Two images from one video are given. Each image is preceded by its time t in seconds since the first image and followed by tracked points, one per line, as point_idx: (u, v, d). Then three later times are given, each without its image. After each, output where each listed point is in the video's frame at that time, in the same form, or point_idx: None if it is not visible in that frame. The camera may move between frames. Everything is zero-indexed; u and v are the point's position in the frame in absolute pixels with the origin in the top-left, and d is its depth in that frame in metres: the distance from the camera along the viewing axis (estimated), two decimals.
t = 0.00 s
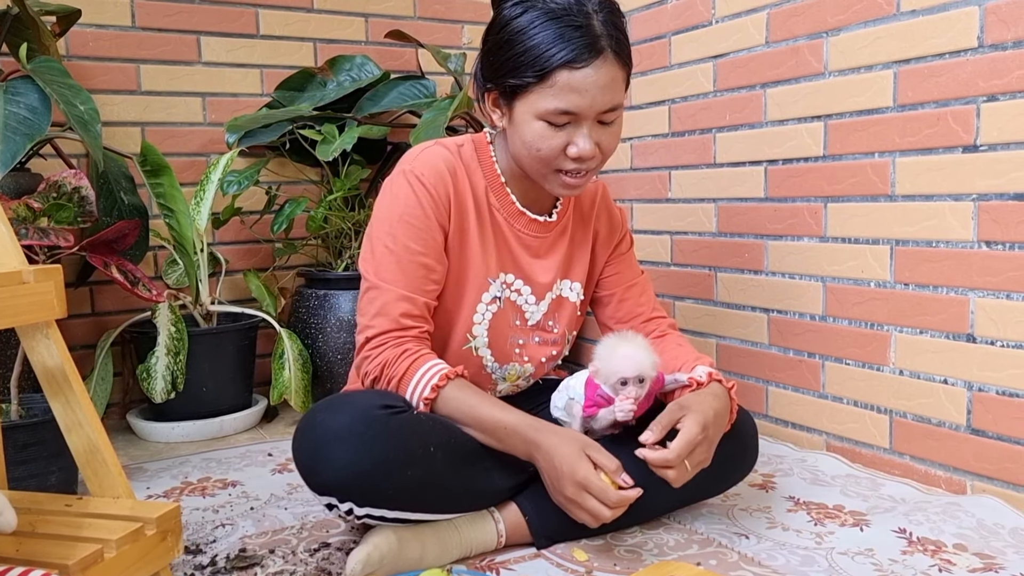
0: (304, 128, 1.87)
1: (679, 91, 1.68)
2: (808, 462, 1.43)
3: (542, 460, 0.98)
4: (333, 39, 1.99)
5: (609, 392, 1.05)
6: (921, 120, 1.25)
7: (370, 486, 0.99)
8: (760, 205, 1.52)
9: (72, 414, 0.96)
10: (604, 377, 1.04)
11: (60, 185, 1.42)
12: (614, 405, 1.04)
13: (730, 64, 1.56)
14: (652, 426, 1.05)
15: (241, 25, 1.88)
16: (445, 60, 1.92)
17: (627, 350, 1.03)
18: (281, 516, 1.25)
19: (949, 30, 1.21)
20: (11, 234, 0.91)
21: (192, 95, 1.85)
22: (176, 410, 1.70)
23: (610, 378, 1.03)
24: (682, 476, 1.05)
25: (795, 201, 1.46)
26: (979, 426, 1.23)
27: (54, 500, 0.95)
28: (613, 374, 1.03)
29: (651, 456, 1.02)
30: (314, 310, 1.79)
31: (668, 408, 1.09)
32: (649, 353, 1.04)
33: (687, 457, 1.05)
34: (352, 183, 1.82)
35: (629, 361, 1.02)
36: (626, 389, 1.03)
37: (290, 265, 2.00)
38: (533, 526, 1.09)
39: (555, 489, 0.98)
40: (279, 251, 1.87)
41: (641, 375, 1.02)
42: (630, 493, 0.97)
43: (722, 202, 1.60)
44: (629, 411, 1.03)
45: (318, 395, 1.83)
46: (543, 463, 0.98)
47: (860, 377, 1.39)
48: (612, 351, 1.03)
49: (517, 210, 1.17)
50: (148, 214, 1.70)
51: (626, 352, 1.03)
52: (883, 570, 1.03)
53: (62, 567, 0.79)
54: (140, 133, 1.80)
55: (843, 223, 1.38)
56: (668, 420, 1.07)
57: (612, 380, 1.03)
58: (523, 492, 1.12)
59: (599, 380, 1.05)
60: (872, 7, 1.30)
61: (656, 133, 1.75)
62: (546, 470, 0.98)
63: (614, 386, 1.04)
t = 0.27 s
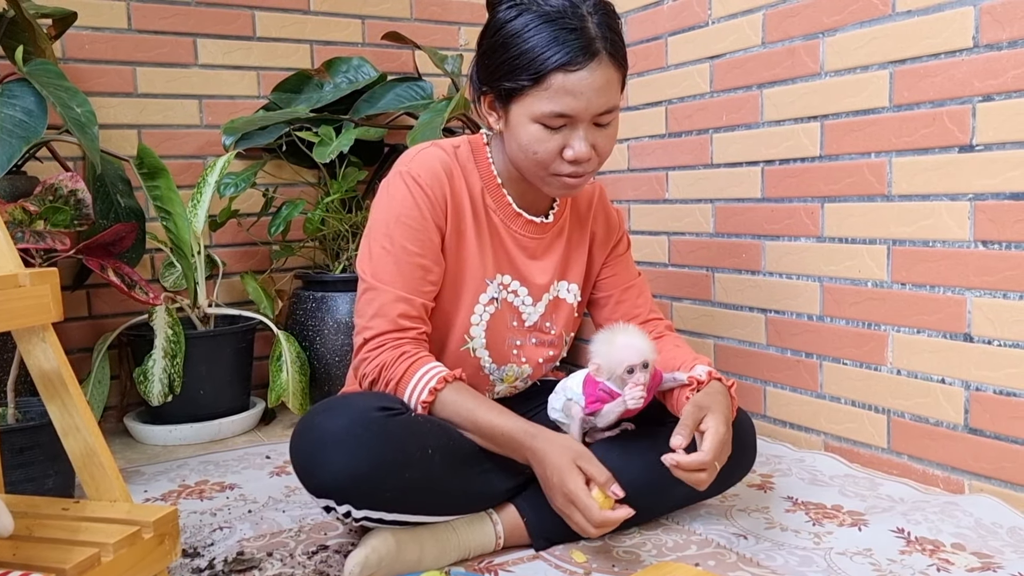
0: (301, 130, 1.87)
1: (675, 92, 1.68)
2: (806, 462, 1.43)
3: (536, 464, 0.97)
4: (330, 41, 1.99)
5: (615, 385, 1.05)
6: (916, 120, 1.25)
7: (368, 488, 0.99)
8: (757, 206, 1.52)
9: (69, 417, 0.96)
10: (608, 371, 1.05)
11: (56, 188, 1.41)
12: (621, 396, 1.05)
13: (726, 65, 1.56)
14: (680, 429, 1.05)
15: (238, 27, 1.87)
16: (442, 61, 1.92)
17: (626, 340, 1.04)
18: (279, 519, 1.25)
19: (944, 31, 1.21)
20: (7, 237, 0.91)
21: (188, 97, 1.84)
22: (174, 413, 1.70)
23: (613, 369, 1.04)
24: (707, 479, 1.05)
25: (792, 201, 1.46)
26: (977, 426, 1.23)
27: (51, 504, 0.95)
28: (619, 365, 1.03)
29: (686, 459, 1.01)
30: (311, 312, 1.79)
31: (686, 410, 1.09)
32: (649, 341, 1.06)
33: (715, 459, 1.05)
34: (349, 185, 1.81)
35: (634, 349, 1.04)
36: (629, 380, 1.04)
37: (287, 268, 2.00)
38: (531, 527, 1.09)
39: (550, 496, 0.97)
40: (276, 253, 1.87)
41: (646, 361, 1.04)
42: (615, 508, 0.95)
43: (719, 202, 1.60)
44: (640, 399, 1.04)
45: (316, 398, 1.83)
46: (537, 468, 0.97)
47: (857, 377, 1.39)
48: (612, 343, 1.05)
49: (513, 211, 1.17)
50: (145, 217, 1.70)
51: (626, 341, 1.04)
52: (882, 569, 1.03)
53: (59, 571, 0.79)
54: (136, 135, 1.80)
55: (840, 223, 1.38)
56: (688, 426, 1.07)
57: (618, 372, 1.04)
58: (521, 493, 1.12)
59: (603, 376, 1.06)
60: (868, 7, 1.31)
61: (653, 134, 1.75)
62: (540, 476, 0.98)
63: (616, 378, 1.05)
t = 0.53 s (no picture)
0: (295, 132, 1.87)
1: (670, 92, 1.68)
2: (802, 460, 1.43)
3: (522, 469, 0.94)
4: (323, 43, 1.99)
5: (609, 373, 1.07)
6: (910, 119, 1.26)
7: (363, 490, 0.99)
8: (752, 205, 1.52)
9: (64, 420, 0.96)
10: (600, 358, 1.08)
11: (50, 192, 1.41)
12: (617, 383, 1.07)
13: (720, 64, 1.56)
14: (679, 424, 1.08)
15: (231, 29, 1.87)
16: (436, 62, 1.92)
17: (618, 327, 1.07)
18: (276, 521, 1.24)
19: (937, 29, 1.21)
20: None
21: (182, 99, 1.84)
22: (169, 416, 1.69)
23: (605, 355, 1.07)
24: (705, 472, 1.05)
25: (787, 200, 1.46)
26: (972, 423, 1.23)
27: (46, 508, 0.94)
28: (609, 350, 1.06)
29: (686, 449, 1.02)
30: (307, 314, 1.79)
31: (683, 403, 1.12)
32: (638, 327, 1.09)
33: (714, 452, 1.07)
34: (343, 186, 1.81)
35: (623, 333, 1.07)
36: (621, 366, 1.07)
37: (282, 270, 1.99)
38: (528, 528, 1.09)
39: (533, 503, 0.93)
40: (271, 255, 1.86)
41: (636, 346, 1.07)
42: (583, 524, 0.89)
43: (714, 202, 1.60)
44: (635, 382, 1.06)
45: (312, 400, 1.83)
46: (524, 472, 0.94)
47: (852, 376, 1.39)
48: (603, 331, 1.08)
49: (505, 211, 1.17)
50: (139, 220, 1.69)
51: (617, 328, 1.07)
52: (878, 568, 1.03)
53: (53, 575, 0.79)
54: (130, 138, 1.79)
55: (835, 222, 1.38)
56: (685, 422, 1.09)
57: (609, 358, 1.07)
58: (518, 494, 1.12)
59: (596, 364, 1.08)
60: (861, 6, 1.31)
61: (648, 134, 1.75)
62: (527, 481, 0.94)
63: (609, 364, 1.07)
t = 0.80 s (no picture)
0: (289, 133, 1.87)
1: (664, 91, 1.68)
2: (799, 458, 1.43)
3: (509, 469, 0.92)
4: (317, 44, 1.99)
5: (603, 366, 1.08)
6: (904, 116, 1.26)
7: (361, 491, 0.98)
8: (747, 203, 1.52)
9: (59, 424, 0.96)
10: (594, 352, 1.08)
11: (43, 195, 1.40)
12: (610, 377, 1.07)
13: (714, 63, 1.56)
14: (669, 405, 1.07)
15: (224, 30, 1.87)
16: (430, 63, 1.92)
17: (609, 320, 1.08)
18: (273, 524, 1.24)
19: (929, 26, 1.21)
20: None
21: (175, 102, 1.84)
22: (166, 419, 1.69)
23: (598, 349, 1.07)
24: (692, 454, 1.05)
25: (782, 198, 1.46)
26: (968, 419, 1.24)
27: (42, 512, 0.94)
28: (604, 343, 1.07)
29: (675, 428, 1.01)
30: (303, 316, 1.79)
31: (672, 388, 1.11)
32: (630, 321, 1.10)
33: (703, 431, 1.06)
34: (338, 188, 1.81)
35: (616, 326, 1.07)
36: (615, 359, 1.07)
37: (278, 271, 1.99)
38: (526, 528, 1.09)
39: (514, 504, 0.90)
40: (266, 257, 1.86)
41: (630, 339, 1.08)
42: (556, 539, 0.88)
43: (709, 200, 1.60)
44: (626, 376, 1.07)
45: (309, 401, 1.82)
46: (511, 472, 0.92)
47: (848, 373, 1.39)
48: (594, 325, 1.08)
49: (497, 211, 1.17)
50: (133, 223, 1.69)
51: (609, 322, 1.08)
52: (876, 564, 1.04)
53: None
54: (123, 141, 1.79)
55: (830, 219, 1.38)
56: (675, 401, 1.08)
57: (603, 351, 1.07)
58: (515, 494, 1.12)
59: (589, 358, 1.08)
60: (853, 4, 1.31)
61: (642, 133, 1.75)
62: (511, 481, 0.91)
63: (602, 358, 1.08)
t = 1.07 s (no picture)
0: (285, 134, 1.86)
1: (659, 90, 1.68)
2: (796, 456, 1.43)
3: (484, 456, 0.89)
4: (312, 44, 1.99)
5: (593, 362, 1.09)
6: (899, 114, 1.26)
7: (359, 491, 0.98)
8: (743, 202, 1.53)
9: (55, 426, 0.96)
10: (583, 348, 1.09)
11: (38, 198, 1.40)
12: (600, 373, 1.08)
13: (709, 61, 1.56)
14: (657, 390, 1.07)
15: (219, 32, 1.86)
16: (425, 63, 1.91)
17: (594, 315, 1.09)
18: (270, 525, 1.24)
19: (924, 24, 1.22)
20: None
21: (170, 103, 1.83)
22: (163, 421, 1.69)
23: (583, 345, 1.09)
24: (680, 438, 1.06)
25: (777, 196, 1.46)
26: (965, 416, 1.24)
27: (39, 515, 0.94)
28: (592, 339, 1.08)
29: (662, 412, 1.03)
30: (299, 317, 1.79)
31: (661, 374, 1.12)
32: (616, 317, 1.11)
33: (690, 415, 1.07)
34: (334, 188, 1.81)
35: (604, 322, 1.08)
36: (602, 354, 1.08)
37: (274, 273, 1.99)
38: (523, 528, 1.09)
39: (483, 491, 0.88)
40: (262, 258, 1.86)
41: (617, 334, 1.09)
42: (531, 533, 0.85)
43: (705, 198, 1.60)
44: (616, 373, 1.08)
45: (306, 402, 1.82)
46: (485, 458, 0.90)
47: (844, 370, 1.40)
48: (579, 323, 1.09)
49: (492, 212, 1.16)
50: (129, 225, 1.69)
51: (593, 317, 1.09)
52: (873, 562, 1.04)
53: None
54: (118, 142, 1.79)
55: (825, 217, 1.39)
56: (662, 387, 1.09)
57: (592, 347, 1.08)
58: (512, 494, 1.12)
59: (579, 354, 1.09)
60: (848, 2, 1.31)
61: (638, 132, 1.75)
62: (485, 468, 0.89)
63: (588, 353, 1.09)
